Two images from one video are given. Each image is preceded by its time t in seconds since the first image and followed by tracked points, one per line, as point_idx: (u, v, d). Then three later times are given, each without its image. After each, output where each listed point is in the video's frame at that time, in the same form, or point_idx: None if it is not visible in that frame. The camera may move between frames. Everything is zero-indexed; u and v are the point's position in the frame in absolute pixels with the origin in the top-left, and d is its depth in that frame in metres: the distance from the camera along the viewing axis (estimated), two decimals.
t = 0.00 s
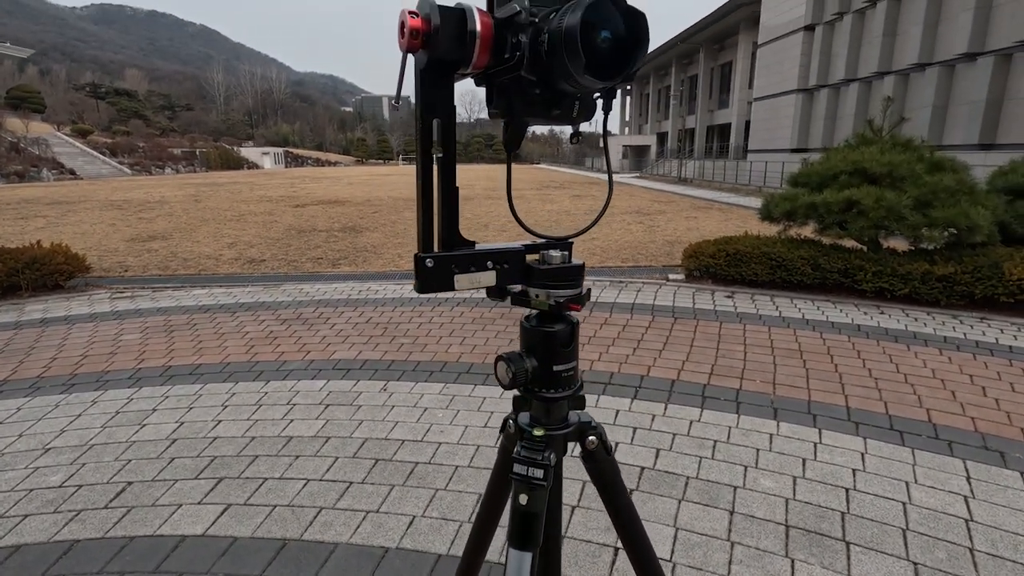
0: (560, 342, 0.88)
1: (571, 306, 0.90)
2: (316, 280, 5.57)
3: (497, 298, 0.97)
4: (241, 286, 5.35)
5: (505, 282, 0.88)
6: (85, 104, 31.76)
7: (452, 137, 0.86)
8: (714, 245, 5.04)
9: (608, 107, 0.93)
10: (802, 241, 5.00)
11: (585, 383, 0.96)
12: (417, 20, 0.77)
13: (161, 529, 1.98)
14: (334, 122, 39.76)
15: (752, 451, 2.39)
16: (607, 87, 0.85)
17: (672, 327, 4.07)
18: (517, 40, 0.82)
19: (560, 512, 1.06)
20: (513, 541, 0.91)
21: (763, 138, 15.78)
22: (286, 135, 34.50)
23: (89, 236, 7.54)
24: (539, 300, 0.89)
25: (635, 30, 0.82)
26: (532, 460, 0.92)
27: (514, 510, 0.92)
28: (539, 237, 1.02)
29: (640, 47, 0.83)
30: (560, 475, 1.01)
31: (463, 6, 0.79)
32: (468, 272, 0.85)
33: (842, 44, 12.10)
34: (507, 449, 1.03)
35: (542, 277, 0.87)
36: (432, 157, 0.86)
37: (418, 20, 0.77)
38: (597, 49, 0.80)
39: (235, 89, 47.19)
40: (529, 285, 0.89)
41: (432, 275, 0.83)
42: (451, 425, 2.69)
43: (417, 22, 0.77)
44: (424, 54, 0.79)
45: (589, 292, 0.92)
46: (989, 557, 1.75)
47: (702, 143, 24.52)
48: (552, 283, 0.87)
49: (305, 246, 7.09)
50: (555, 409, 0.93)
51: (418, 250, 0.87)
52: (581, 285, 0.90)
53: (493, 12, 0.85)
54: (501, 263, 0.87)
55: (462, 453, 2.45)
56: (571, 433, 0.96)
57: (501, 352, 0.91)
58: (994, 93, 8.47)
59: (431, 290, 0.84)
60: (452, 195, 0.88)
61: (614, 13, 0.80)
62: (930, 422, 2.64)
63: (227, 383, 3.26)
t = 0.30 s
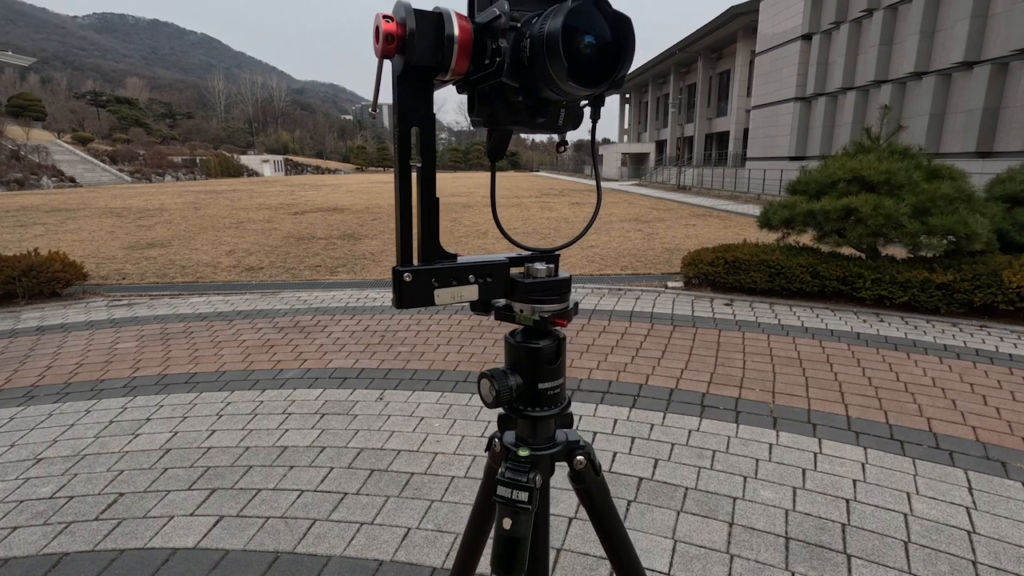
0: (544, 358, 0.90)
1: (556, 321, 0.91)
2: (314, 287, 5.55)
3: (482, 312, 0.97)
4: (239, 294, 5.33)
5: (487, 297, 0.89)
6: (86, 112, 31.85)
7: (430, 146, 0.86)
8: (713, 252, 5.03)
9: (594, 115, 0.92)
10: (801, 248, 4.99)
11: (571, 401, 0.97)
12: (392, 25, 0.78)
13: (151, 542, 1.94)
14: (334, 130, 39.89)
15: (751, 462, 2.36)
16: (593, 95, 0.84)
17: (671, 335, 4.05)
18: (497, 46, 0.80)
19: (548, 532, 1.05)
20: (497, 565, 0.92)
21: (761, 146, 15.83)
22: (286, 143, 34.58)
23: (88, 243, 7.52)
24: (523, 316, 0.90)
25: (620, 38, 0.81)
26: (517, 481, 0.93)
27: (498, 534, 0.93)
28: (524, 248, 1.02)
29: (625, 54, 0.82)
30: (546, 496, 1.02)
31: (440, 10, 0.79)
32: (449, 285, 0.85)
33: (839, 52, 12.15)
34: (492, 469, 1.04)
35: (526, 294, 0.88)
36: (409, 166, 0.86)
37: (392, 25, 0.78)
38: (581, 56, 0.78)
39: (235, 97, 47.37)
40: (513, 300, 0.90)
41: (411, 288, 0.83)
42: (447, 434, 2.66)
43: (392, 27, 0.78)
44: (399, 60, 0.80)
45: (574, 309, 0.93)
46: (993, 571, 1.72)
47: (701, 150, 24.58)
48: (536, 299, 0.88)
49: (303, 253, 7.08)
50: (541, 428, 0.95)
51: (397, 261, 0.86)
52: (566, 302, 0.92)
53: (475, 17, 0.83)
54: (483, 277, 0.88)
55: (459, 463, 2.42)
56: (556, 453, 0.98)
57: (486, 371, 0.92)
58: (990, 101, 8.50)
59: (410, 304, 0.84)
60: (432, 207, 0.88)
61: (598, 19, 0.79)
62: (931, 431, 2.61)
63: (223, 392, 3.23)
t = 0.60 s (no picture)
0: (534, 373, 0.91)
1: (546, 334, 0.91)
2: (313, 295, 5.54)
3: (472, 325, 0.97)
4: (237, 301, 5.32)
5: (475, 310, 0.89)
6: (87, 119, 31.96)
7: (418, 159, 0.86)
8: (712, 259, 5.03)
9: (584, 127, 0.92)
10: (799, 256, 4.99)
11: (562, 416, 0.98)
12: (376, 38, 0.78)
13: (145, 553, 1.92)
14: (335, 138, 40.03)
15: (751, 471, 2.35)
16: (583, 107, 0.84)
17: (670, 342, 4.04)
18: (484, 57, 0.80)
19: (539, 548, 1.04)
20: None
21: (760, 153, 15.86)
22: (287, 150, 34.70)
23: (87, 251, 7.51)
24: (512, 330, 0.91)
25: (608, 50, 0.81)
26: (506, 498, 0.93)
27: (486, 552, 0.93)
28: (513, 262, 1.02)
29: (613, 66, 0.82)
30: (536, 513, 1.02)
31: (426, 23, 0.80)
32: (436, 299, 0.85)
33: (837, 60, 12.21)
34: (484, 484, 1.04)
35: (515, 308, 0.89)
36: (395, 177, 0.87)
37: (377, 39, 0.79)
38: (568, 68, 0.78)
39: (236, 105, 47.58)
40: (502, 312, 0.90)
41: (397, 303, 0.83)
42: (445, 443, 2.65)
43: (377, 41, 0.79)
44: (384, 73, 0.80)
45: (565, 323, 0.94)
46: None
47: (700, 158, 24.67)
48: (525, 312, 0.88)
49: (303, 261, 7.08)
50: (531, 444, 0.95)
51: (383, 275, 0.86)
52: (556, 316, 0.92)
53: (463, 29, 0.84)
54: (470, 291, 0.88)
55: (456, 472, 2.40)
56: (547, 468, 0.98)
57: (476, 385, 0.93)
58: (988, 108, 8.53)
59: (396, 318, 0.83)
60: (419, 219, 0.88)
61: (584, 31, 0.79)
62: (932, 439, 2.60)
63: (220, 400, 3.21)
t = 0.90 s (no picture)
0: (527, 381, 0.91)
1: (539, 342, 0.92)
2: (313, 302, 5.54)
3: (465, 332, 0.97)
4: (237, 308, 5.32)
5: (467, 318, 0.88)
6: (89, 127, 32.11)
7: (409, 167, 0.86)
8: (712, 266, 5.03)
9: (577, 133, 0.92)
10: (799, 262, 4.99)
11: (555, 424, 0.98)
12: (367, 46, 0.79)
13: (142, 561, 1.91)
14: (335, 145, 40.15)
15: (752, 479, 2.33)
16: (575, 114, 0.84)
17: (670, 349, 4.03)
18: (475, 66, 0.81)
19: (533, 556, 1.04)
20: None
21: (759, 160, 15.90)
22: (288, 157, 34.82)
23: (88, 257, 7.53)
24: (505, 337, 0.91)
25: (599, 58, 0.81)
26: (499, 507, 0.93)
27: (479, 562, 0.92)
28: (507, 269, 1.02)
29: (604, 75, 0.82)
30: (531, 521, 1.02)
31: (417, 32, 0.81)
32: (429, 307, 0.85)
33: (835, 67, 12.26)
34: (477, 493, 1.04)
35: (508, 316, 0.89)
36: (387, 185, 0.87)
37: (368, 47, 0.79)
38: (558, 76, 0.79)
39: (238, 112, 47.78)
40: (495, 320, 0.90)
41: (389, 310, 0.82)
42: (444, 450, 2.64)
43: (367, 49, 0.79)
44: (375, 81, 0.81)
45: (558, 331, 0.94)
46: None
47: (699, 164, 24.72)
48: (518, 321, 0.88)
49: (303, 267, 7.08)
50: (524, 452, 0.95)
51: (374, 283, 0.86)
52: (549, 325, 0.92)
53: (454, 37, 0.84)
54: (463, 298, 0.87)
55: (455, 480, 2.39)
56: (541, 477, 0.98)
57: (469, 394, 0.93)
58: (986, 115, 8.56)
59: (389, 326, 0.83)
60: (411, 227, 0.88)
61: (574, 39, 0.79)
62: (933, 447, 2.58)
63: (219, 407, 3.21)
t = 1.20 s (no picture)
0: (527, 389, 0.90)
1: (539, 350, 0.91)
2: (314, 308, 5.54)
3: (465, 340, 0.97)
4: (238, 314, 5.32)
5: (467, 325, 0.88)
6: (93, 134, 32.31)
7: (408, 173, 0.86)
8: (714, 272, 5.03)
9: (578, 139, 0.92)
10: (801, 269, 4.98)
11: (556, 433, 0.97)
12: (366, 53, 0.79)
13: (142, 569, 1.91)
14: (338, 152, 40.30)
15: (755, 486, 2.32)
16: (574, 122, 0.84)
17: (672, 356, 4.02)
18: (474, 73, 0.81)
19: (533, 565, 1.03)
20: None
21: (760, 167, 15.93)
22: (290, 164, 34.94)
23: (91, 264, 7.54)
24: (505, 345, 0.91)
25: (598, 66, 0.81)
26: (499, 516, 0.92)
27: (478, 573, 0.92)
28: (507, 277, 1.02)
29: (604, 82, 0.82)
30: (531, 529, 1.01)
31: (416, 40, 0.81)
32: (427, 314, 0.85)
33: (836, 75, 12.30)
34: (477, 501, 1.04)
35: (508, 323, 0.89)
36: (387, 192, 0.87)
37: (367, 54, 0.79)
38: (557, 83, 0.78)
39: (241, 120, 48.02)
40: (495, 328, 0.90)
41: (388, 318, 0.82)
42: (445, 458, 2.63)
43: (367, 57, 0.79)
44: (376, 89, 0.82)
45: (557, 338, 0.94)
46: None
47: (701, 171, 24.76)
48: (518, 329, 0.88)
49: (304, 274, 7.09)
50: (524, 461, 0.95)
51: (374, 290, 0.86)
52: (548, 332, 0.92)
53: (455, 45, 0.85)
54: (462, 306, 0.87)
55: (456, 488, 2.38)
56: (541, 485, 0.97)
57: (469, 402, 0.93)
58: (987, 122, 8.56)
59: (387, 334, 0.83)
60: (410, 234, 0.88)
61: (574, 48, 0.79)
62: (937, 454, 2.57)
63: (220, 414, 3.20)
